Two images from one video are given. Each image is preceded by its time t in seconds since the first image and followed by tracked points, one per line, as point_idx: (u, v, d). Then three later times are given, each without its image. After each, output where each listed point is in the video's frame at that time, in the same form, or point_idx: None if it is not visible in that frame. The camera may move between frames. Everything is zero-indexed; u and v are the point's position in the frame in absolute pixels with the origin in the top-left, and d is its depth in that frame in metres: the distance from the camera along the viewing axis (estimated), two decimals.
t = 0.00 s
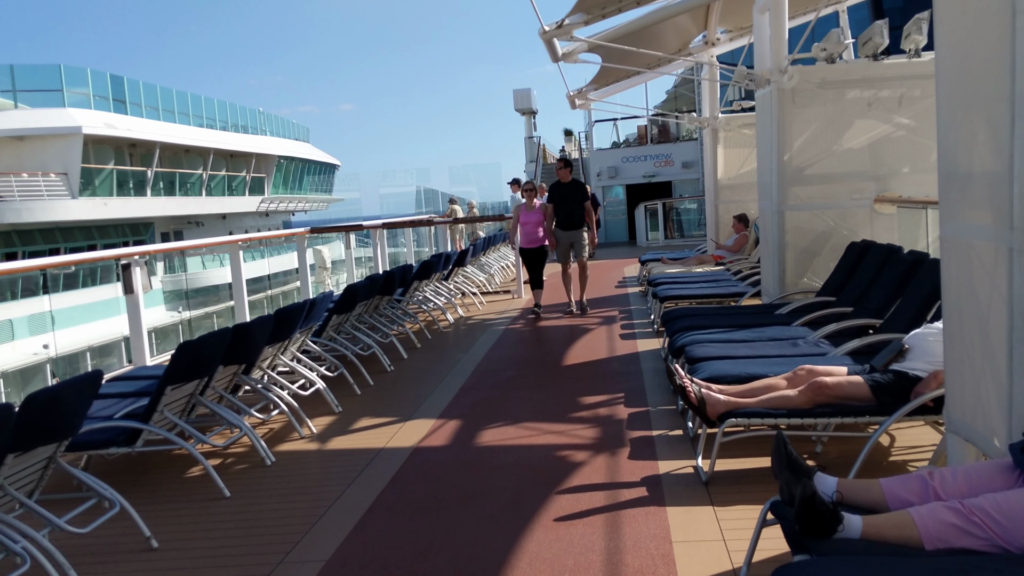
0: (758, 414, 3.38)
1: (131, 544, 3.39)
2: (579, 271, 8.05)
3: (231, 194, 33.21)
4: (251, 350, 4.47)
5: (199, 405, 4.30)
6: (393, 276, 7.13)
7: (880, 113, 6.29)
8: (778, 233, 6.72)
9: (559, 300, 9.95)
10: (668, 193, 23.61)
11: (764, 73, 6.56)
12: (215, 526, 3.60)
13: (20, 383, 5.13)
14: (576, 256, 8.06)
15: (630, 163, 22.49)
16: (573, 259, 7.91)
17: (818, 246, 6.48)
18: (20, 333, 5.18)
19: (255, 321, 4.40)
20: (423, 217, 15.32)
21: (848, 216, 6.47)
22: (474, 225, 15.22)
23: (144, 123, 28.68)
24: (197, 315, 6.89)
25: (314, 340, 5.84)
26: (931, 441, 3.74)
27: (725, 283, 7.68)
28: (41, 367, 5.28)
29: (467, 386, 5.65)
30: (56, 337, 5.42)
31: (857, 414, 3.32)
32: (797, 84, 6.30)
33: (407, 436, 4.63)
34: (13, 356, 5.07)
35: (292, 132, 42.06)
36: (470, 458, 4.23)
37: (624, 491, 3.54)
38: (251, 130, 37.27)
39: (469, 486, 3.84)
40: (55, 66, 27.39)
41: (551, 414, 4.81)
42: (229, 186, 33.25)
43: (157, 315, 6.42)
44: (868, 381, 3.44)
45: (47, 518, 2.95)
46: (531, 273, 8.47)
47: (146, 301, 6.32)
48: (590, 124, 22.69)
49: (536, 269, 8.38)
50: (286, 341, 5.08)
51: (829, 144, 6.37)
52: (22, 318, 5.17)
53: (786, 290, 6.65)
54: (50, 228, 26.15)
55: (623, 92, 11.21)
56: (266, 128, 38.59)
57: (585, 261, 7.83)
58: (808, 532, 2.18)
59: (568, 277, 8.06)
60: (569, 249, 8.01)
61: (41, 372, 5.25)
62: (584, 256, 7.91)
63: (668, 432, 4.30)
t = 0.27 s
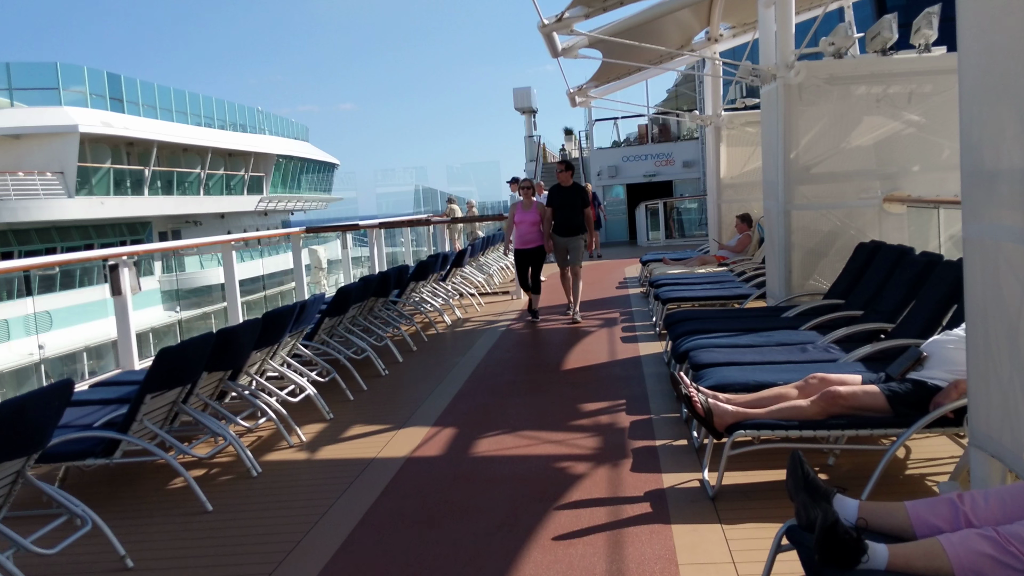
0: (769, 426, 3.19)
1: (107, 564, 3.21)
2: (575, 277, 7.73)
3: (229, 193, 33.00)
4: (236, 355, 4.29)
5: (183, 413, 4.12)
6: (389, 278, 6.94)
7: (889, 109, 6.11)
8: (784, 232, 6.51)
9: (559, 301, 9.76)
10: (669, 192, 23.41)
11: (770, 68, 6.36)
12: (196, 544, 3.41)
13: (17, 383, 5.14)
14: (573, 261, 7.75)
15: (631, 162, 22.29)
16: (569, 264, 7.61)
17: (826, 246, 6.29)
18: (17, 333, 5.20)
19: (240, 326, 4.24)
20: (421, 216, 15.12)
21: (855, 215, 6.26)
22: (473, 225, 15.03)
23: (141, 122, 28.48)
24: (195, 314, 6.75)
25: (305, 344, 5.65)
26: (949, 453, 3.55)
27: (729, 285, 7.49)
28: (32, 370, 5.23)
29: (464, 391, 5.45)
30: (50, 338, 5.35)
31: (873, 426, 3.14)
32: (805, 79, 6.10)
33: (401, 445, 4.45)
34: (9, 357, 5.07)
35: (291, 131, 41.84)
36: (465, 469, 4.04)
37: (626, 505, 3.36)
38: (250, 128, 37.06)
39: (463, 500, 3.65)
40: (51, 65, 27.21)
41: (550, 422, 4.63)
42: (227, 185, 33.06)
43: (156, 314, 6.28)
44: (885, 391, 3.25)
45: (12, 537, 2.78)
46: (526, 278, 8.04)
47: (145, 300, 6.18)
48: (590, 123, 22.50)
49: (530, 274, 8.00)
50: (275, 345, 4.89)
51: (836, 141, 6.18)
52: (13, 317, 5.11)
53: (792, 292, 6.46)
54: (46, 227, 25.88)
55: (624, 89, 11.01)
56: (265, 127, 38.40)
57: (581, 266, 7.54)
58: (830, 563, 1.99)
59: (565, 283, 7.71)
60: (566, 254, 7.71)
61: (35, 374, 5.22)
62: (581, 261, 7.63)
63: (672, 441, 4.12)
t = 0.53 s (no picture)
0: (773, 442, 3.02)
1: None
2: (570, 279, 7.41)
3: (227, 193, 32.83)
4: (216, 363, 4.12)
5: (160, 424, 3.94)
6: (381, 281, 6.75)
7: (894, 108, 5.94)
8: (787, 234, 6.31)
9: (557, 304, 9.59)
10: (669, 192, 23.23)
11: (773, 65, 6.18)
12: (170, 564, 3.25)
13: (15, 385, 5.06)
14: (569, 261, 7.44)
15: (631, 162, 22.11)
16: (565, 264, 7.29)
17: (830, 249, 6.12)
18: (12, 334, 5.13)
19: (220, 334, 4.08)
20: (418, 217, 14.94)
21: (860, 217, 6.08)
22: (470, 225, 14.85)
23: (138, 122, 28.29)
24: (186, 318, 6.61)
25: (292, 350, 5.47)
26: (963, 469, 3.37)
27: (730, 288, 7.31)
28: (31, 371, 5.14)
29: (457, 399, 5.27)
30: (45, 339, 5.26)
31: (884, 442, 2.97)
32: (809, 77, 5.92)
33: (389, 456, 4.28)
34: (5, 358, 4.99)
35: (290, 131, 41.66)
36: (454, 483, 3.86)
37: (623, 524, 3.19)
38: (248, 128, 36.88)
39: (451, 517, 3.48)
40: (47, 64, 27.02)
41: (545, 432, 4.46)
42: (225, 185, 32.88)
43: (153, 314, 6.15)
44: (896, 405, 3.08)
45: None
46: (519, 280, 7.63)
47: (141, 300, 6.05)
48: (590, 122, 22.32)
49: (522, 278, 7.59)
50: (259, 352, 4.71)
51: (841, 141, 6.01)
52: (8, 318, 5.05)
53: (796, 296, 6.28)
54: (42, 228, 25.68)
55: (623, 88, 10.84)
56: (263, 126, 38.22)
57: (578, 267, 7.25)
58: None
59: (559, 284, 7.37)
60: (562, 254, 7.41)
61: (33, 376, 5.13)
62: (577, 262, 7.32)
63: (671, 453, 3.95)
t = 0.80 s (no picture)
0: (773, 455, 2.82)
1: None
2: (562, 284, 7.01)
3: (224, 193, 32.62)
4: (188, 369, 3.93)
5: (128, 434, 3.74)
6: (370, 283, 6.55)
7: (897, 104, 5.75)
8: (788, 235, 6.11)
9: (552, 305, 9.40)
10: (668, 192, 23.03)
11: (772, 60, 5.98)
12: None
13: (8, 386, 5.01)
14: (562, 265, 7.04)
15: (629, 162, 21.92)
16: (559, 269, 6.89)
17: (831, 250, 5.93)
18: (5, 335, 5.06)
19: (192, 338, 3.89)
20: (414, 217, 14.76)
21: (862, 216, 5.89)
22: (467, 226, 14.66)
23: (133, 121, 28.09)
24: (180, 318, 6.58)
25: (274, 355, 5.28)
26: (974, 484, 3.18)
27: (728, 289, 7.11)
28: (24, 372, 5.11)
29: (444, 405, 5.08)
30: (40, 339, 5.21)
31: (891, 457, 2.77)
32: (810, 72, 5.72)
33: (370, 467, 4.08)
34: None
35: (288, 130, 41.46)
36: (437, 497, 3.66)
37: (613, 543, 2.99)
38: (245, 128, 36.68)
39: (432, 533, 3.29)
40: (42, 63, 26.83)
41: (534, 441, 4.27)
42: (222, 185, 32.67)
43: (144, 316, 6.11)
44: (904, 416, 2.89)
45: None
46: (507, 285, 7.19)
47: (134, 301, 5.99)
48: (589, 121, 22.12)
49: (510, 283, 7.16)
50: (236, 357, 4.52)
51: (842, 138, 5.81)
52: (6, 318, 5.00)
53: (797, 298, 6.07)
54: (36, 228, 25.39)
55: (620, 85, 10.64)
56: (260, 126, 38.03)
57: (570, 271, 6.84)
58: None
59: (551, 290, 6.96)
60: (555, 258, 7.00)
61: (27, 377, 5.09)
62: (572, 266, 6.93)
63: (665, 465, 3.76)
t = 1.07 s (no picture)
0: (783, 479, 2.62)
1: None
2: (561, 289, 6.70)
3: (221, 192, 32.39)
4: (163, 381, 3.73)
5: (99, 450, 3.54)
6: (362, 287, 6.35)
7: (907, 103, 5.55)
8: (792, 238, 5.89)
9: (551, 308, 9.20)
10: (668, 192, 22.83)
11: (777, 57, 5.79)
12: None
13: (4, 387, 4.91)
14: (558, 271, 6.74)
15: (629, 161, 21.71)
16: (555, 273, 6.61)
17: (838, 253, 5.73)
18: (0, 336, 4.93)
19: (168, 348, 3.69)
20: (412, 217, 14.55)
21: (870, 219, 5.69)
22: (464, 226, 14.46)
23: (130, 120, 27.88)
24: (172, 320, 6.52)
25: (260, 363, 5.09)
26: (996, 507, 2.98)
27: (730, 293, 6.91)
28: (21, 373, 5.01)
29: (436, 415, 4.89)
30: (36, 340, 5.09)
31: (910, 481, 2.58)
32: (815, 69, 5.53)
33: (357, 483, 3.89)
34: None
35: (286, 129, 41.25)
36: (425, 516, 3.46)
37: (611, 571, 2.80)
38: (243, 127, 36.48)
39: (419, 557, 3.09)
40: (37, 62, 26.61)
41: (529, 454, 4.07)
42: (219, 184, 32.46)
43: (134, 318, 6.02)
44: (924, 437, 2.69)
45: None
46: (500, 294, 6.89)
47: (124, 303, 5.90)
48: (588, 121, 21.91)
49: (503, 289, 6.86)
50: (217, 366, 4.32)
51: (850, 138, 5.61)
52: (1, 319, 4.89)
53: (802, 303, 5.87)
54: (31, 228, 25.10)
55: (619, 83, 10.45)
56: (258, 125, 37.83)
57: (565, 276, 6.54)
58: None
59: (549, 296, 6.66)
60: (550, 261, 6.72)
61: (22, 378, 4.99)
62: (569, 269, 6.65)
63: (667, 483, 3.56)
